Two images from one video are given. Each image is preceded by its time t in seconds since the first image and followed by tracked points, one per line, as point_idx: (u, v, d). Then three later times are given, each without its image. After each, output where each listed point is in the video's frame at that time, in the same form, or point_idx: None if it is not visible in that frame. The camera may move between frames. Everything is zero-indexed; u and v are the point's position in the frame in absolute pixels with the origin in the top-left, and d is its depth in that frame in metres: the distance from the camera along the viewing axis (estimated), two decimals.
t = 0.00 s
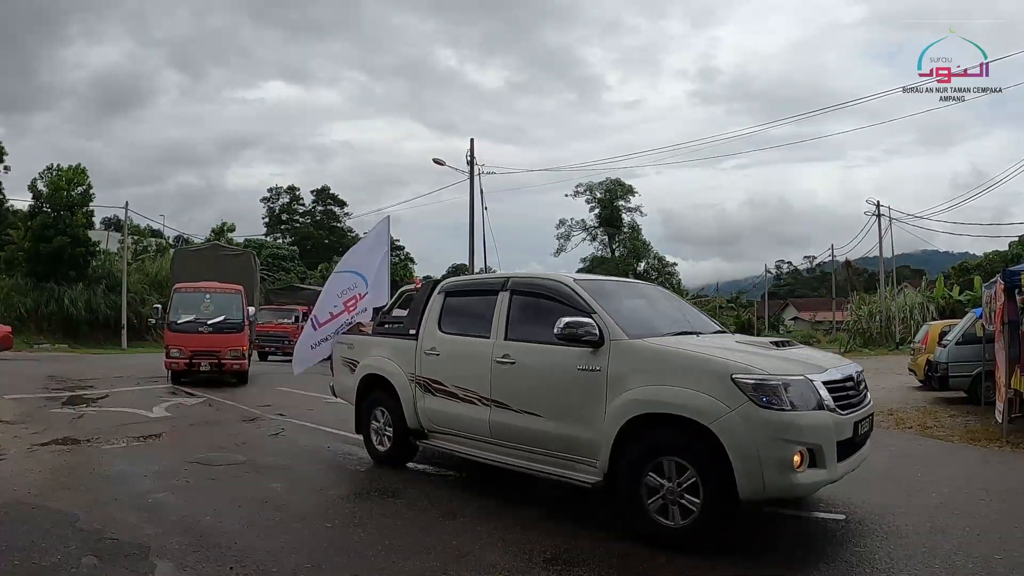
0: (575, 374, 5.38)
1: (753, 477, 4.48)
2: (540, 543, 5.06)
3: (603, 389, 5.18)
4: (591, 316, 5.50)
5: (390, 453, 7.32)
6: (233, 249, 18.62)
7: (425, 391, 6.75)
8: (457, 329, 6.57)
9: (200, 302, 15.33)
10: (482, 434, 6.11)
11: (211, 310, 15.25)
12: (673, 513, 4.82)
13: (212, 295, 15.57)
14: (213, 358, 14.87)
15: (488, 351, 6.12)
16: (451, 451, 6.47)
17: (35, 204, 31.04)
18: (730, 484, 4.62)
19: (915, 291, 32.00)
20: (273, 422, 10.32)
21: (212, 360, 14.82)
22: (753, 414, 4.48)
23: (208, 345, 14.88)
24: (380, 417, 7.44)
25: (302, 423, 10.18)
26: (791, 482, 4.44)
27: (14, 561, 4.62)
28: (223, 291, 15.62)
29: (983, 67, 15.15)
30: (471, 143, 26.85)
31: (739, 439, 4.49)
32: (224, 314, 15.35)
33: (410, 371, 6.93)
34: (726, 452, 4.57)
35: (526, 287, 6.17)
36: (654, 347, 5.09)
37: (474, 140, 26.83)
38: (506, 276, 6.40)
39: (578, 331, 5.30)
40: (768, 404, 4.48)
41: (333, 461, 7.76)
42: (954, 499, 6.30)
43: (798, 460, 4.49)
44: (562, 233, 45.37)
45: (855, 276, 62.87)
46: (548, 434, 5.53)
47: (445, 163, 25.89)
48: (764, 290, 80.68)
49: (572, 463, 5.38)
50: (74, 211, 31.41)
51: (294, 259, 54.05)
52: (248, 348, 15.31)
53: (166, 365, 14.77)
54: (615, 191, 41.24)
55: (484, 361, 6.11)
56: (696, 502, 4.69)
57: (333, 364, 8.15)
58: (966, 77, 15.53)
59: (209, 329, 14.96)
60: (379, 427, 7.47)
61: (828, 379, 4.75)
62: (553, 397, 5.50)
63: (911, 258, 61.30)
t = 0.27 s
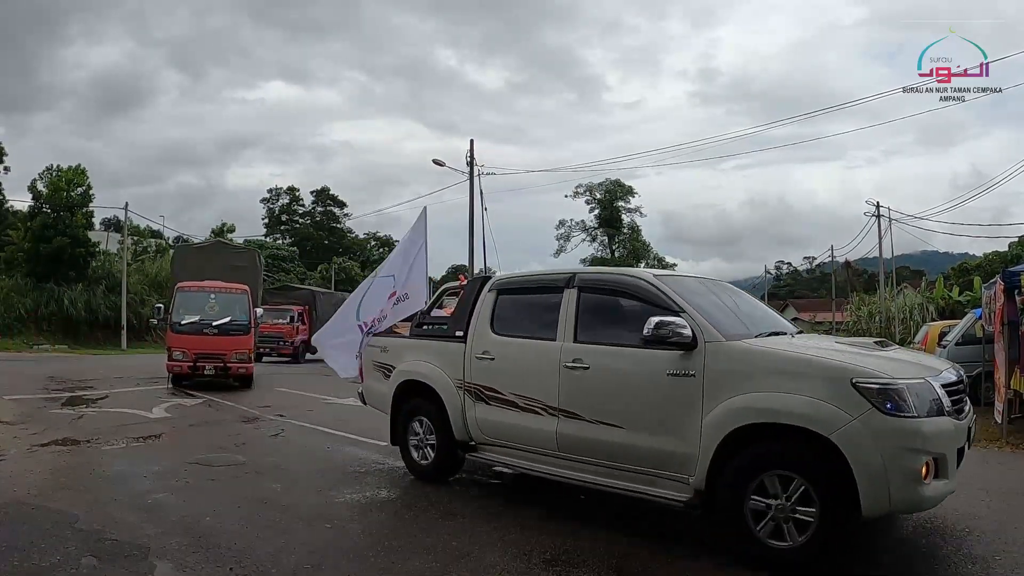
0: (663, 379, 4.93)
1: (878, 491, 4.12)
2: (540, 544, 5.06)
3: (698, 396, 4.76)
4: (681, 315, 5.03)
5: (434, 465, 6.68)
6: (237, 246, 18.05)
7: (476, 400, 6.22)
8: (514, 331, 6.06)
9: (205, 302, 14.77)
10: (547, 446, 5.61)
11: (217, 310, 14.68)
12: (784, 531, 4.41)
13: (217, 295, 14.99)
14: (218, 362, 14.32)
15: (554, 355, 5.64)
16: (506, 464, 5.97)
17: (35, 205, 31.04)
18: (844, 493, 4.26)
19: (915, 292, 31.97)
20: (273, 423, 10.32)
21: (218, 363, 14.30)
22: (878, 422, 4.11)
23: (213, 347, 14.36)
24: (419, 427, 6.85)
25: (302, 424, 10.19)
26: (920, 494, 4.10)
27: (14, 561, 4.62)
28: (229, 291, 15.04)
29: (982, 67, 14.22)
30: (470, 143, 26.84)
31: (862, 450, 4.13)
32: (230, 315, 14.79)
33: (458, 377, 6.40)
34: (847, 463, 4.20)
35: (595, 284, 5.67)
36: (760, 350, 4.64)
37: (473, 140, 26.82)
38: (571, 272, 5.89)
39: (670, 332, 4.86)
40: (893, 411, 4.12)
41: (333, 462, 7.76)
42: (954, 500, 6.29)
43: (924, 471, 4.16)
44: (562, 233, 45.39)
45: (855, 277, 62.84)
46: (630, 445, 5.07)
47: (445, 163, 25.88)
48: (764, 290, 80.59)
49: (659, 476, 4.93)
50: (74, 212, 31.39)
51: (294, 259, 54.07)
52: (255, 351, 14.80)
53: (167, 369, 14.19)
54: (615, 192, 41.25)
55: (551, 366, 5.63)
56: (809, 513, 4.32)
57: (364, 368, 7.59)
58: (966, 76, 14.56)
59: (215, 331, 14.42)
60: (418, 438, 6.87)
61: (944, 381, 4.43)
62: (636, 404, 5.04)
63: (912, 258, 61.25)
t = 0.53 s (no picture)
0: (765, 385, 4.48)
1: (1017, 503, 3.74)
2: (540, 544, 5.05)
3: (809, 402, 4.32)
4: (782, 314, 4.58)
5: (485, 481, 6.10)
6: (242, 243, 17.58)
7: (537, 409, 5.68)
8: (580, 333, 5.52)
9: (210, 302, 14.22)
10: (622, 459, 5.10)
11: (223, 311, 14.15)
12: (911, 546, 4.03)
13: (223, 294, 14.44)
14: (224, 365, 13.75)
15: (631, 359, 5.11)
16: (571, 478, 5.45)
17: (34, 205, 31.02)
18: (975, 501, 3.91)
19: (914, 293, 31.96)
20: (273, 423, 10.31)
21: (225, 366, 13.75)
22: (1014, 428, 3.74)
23: (219, 350, 13.78)
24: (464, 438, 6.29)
25: (302, 424, 10.19)
26: None
27: (13, 562, 4.61)
28: (235, 290, 14.51)
29: (983, 67, 13.56)
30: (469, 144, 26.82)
31: (997, 459, 3.75)
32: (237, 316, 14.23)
33: (515, 384, 5.84)
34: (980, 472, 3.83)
35: (674, 280, 5.13)
36: (884, 352, 4.19)
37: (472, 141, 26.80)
38: (644, 266, 5.33)
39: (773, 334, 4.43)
40: None
41: (334, 462, 7.75)
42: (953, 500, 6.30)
43: None
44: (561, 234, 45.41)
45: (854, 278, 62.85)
46: (729, 460, 4.58)
47: (444, 164, 25.87)
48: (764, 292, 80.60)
49: (765, 491, 4.46)
50: (73, 212, 31.36)
51: (294, 260, 54.08)
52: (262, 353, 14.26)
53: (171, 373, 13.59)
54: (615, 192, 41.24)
55: (629, 372, 5.10)
56: (935, 517, 3.97)
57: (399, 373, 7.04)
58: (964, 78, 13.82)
59: (221, 332, 13.87)
60: (464, 452, 6.29)
61: None
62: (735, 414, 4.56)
63: (911, 260, 61.26)
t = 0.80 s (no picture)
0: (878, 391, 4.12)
1: None
2: (540, 547, 5.06)
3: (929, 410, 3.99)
4: (893, 313, 4.23)
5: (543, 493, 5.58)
6: (245, 241, 17.56)
7: (603, 419, 5.19)
8: (656, 336, 5.06)
9: (214, 303, 13.79)
10: (708, 475, 4.67)
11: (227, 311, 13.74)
12: None
13: (227, 295, 13.99)
14: (230, 369, 13.39)
15: (717, 363, 4.70)
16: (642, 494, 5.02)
17: (33, 205, 31.00)
18: None
19: (914, 296, 31.96)
20: (273, 425, 10.30)
21: (231, 371, 13.38)
22: None
23: (224, 353, 13.39)
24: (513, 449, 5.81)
25: (302, 426, 10.18)
26: None
27: (13, 563, 4.60)
28: (239, 289, 14.10)
29: (982, 67, 13.11)
30: (470, 146, 26.81)
31: None
32: (243, 317, 13.84)
33: (579, 392, 5.33)
34: None
35: (766, 278, 4.70)
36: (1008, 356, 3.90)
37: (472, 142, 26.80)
38: (730, 263, 4.89)
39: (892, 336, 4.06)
40: None
41: (332, 464, 7.75)
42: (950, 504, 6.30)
43: None
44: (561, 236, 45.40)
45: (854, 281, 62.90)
46: (834, 473, 4.23)
47: (445, 166, 25.81)
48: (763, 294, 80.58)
49: (876, 507, 4.13)
50: (72, 212, 31.33)
51: (293, 261, 54.05)
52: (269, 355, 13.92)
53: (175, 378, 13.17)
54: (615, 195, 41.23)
55: (717, 377, 4.68)
56: None
57: (437, 379, 6.50)
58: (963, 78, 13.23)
59: (226, 335, 13.47)
60: (516, 465, 5.81)
61: None
62: (843, 424, 4.21)
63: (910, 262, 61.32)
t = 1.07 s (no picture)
0: (994, 396, 3.86)
1: None
2: (537, 547, 5.09)
3: None
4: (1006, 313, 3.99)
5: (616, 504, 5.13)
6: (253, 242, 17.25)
7: (681, 429, 4.78)
8: (737, 338, 4.70)
9: (222, 305, 13.36)
10: (799, 489, 4.35)
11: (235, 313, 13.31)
12: None
13: (235, 296, 13.59)
14: (239, 373, 12.90)
15: (812, 367, 4.36)
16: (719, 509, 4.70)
17: (32, 207, 30.99)
18: None
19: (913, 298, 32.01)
20: (273, 426, 10.29)
21: (240, 376, 12.87)
22: None
23: (232, 357, 12.91)
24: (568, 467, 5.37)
25: (301, 428, 10.17)
26: None
27: (13, 564, 4.61)
28: (247, 291, 13.69)
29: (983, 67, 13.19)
30: (469, 149, 26.88)
31: None
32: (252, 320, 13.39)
33: (651, 400, 4.90)
34: None
35: (863, 275, 4.39)
36: None
37: (471, 145, 26.86)
38: (821, 258, 4.54)
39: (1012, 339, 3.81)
40: None
41: (331, 466, 7.79)
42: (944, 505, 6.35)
43: None
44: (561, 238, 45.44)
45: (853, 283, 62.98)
46: (941, 484, 3.97)
47: (445, 168, 25.94)
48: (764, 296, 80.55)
49: (989, 522, 3.87)
50: (72, 214, 31.33)
51: (293, 263, 54.05)
52: (279, 360, 13.46)
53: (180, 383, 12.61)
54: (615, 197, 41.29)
55: (813, 384, 4.35)
56: None
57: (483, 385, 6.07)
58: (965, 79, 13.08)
59: (235, 338, 12.99)
60: (576, 484, 5.35)
61: None
62: (952, 431, 3.95)
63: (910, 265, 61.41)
